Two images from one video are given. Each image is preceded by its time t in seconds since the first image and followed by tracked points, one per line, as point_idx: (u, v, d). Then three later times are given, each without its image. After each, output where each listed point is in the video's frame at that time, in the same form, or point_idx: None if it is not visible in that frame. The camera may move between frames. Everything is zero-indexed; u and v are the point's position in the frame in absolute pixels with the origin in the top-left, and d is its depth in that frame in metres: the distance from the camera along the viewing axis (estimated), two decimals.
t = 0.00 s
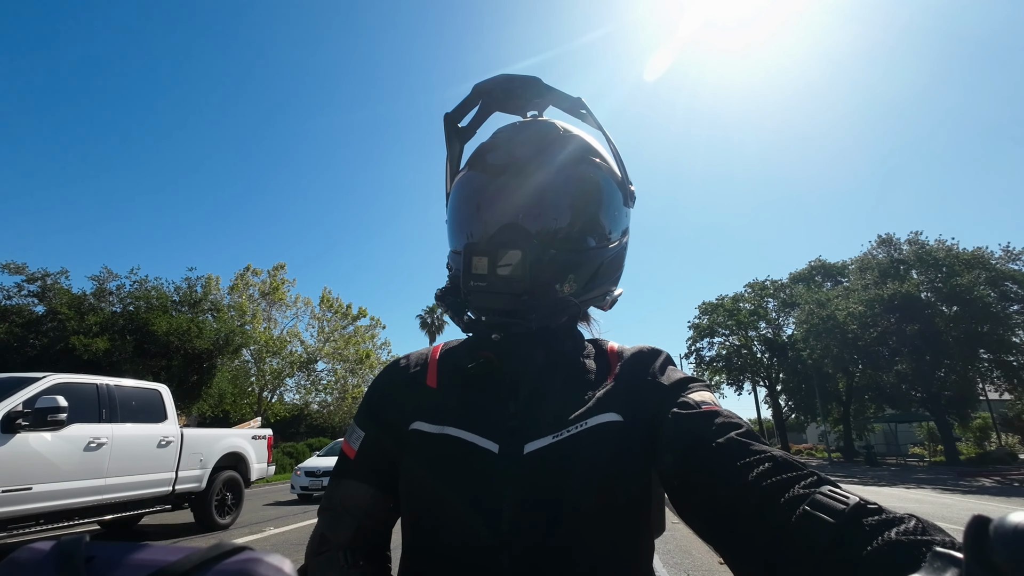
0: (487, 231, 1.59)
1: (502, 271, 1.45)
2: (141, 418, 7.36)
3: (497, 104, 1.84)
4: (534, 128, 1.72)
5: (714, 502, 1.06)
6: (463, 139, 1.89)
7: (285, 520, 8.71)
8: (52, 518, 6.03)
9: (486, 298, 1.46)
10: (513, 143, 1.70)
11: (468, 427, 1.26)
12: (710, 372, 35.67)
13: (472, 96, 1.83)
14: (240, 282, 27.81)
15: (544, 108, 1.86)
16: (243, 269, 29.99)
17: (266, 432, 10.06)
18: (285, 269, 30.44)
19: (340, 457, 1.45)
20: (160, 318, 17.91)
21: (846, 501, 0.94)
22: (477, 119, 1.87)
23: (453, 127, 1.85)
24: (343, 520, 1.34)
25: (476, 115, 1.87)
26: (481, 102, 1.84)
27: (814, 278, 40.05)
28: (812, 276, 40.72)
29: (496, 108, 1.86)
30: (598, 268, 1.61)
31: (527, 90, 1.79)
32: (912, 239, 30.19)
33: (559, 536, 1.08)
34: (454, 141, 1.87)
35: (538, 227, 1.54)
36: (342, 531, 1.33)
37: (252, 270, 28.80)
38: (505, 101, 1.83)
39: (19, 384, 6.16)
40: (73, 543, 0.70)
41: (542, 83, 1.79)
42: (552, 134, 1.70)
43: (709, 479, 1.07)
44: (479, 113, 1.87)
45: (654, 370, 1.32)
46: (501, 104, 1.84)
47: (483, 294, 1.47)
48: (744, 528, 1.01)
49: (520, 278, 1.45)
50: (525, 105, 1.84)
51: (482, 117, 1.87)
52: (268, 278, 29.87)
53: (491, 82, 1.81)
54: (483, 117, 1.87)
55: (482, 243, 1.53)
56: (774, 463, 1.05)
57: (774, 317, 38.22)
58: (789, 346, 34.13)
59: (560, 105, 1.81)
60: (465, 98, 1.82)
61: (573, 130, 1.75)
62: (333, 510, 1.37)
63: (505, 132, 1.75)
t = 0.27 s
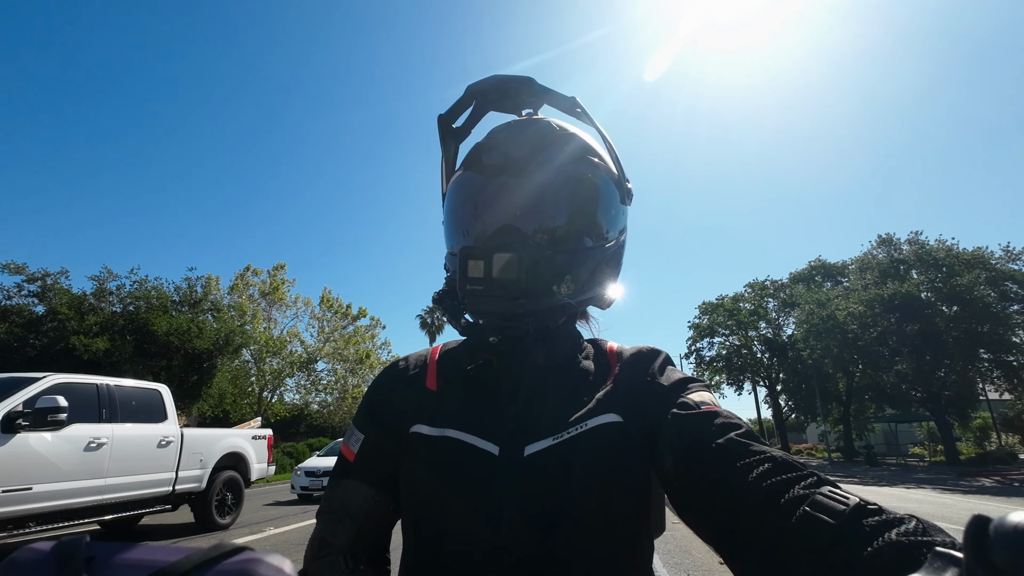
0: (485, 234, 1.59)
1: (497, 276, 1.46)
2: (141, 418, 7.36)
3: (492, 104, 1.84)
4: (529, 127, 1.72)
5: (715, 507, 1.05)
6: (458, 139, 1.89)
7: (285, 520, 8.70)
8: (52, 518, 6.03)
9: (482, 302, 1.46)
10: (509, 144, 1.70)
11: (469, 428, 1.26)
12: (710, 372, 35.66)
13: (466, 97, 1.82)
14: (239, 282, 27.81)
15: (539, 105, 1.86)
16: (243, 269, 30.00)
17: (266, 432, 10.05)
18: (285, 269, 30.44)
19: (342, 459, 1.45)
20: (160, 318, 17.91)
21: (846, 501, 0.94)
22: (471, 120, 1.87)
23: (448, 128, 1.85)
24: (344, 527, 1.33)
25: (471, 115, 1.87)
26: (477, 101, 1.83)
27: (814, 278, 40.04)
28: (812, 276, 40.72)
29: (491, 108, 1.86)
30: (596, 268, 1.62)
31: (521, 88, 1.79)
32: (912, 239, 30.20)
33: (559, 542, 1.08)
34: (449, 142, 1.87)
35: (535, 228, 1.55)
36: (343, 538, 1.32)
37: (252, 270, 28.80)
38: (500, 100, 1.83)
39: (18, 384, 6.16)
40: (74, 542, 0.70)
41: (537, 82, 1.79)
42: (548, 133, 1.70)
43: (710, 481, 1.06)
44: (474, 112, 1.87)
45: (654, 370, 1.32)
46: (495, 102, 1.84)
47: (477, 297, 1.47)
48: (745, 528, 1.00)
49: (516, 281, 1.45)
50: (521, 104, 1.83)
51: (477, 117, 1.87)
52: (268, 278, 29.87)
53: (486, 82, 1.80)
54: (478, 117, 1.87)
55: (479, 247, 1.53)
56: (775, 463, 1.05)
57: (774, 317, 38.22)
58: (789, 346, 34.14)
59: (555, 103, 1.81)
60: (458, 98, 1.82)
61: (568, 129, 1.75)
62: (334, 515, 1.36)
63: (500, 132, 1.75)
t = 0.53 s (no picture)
0: (484, 234, 1.58)
1: (498, 276, 1.45)
2: (140, 418, 7.36)
3: (490, 102, 1.84)
4: (528, 126, 1.71)
5: (712, 505, 1.06)
6: (456, 137, 1.89)
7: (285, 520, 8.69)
8: (53, 518, 6.03)
9: (482, 302, 1.45)
10: (508, 142, 1.69)
11: (468, 429, 1.26)
12: (710, 372, 35.67)
13: (465, 96, 1.83)
14: (240, 283, 27.82)
15: (537, 105, 1.86)
16: (243, 269, 30.01)
17: (266, 432, 10.05)
18: (285, 269, 30.45)
19: (340, 461, 1.44)
20: (160, 318, 17.92)
21: (846, 500, 0.94)
22: (470, 119, 1.87)
23: (446, 126, 1.85)
24: (343, 528, 1.33)
25: (469, 114, 1.87)
26: (475, 100, 1.83)
27: (814, 278, 40.05)
28: (812, 276, 40.72)
29: (490, 106, 1.86)
30: (595, 267, 1.62)
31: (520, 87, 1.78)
32: (912, 239, 30.21)
33: (559, 542, 1.08)
34: (446, 140, 1.87)
35: (535, 226, 1.55)
36: (341, 539, 1.32)
37: (252, 270, 28.81)
38: (498, 100, 1.83)
39: (18, 384, 6.16)
40: (73, 543, 0.70)
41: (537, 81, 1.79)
42: (548, 132, 1.70)
43: (710, 481, 1.06)
44: (472, 112, 1.87)
45: (653, 369, 1.32)
46: (494, 101, 1.84)
47: (478, 296, 1.46)
48: (743, 527, 1.01)
49: (517, 281, 1.44)
50: (520, 103, 1.83)
51: (475, 116, 1.87)
52: (268, 278, 29.88)
53: (485, 81, 1.80)
54: (477, 115, 1.87)
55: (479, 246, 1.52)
56: (774, 462, 1.05)
57: (774, 317, 38.23)
58: (789, 346, 34.15)
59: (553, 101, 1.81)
60: (458, 97, 1.82)
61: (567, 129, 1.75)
62: (333, 517, 1.36)
63: (499, 130, 1.75)
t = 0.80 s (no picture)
0: (496, 230, 1.57)
1: (513, 271, 1.45)
2: (140, 418, 7.36)
3: (499, 100, 1.84)
4: (539, 126, 1.72)
5: (714, 503, 1.06)
6: (463, 134, 1.88)
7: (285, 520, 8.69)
8: (53, 518, 6.03)
9: (496, 297, 1.44)
10: (519, 140, 1.69)
11: (469, 429, 1.26)
12: (709, 372, 35.67)
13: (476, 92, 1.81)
14: (239, 283, 27.81)
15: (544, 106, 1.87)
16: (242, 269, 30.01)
17: (266, 432, 10.05)
18: (284, 269, 30.45)
19: (340, 461, 1.44)
20: (160, 318, 17.92)
21: (846, 498, 0.94)
22: (478, 116, 1.86)
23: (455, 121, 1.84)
24: (343, 528, 1.32)
25: (478, 111, 1.86)
26: (485, 98, 1.83)
27: (814, 278, 40.05)
28: (812, 276, 40.72)
29: (499, 105, 1.86)
30: (601, 269, 1.63)
31: (531, 86, 1.79)
32: (912, 239, 30.21)
33: (559, 540, 1.08)
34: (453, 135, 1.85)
35: (548, 223, 1.55)
36: (342, 539, 1.32)
37: (252, 270, 28.80)
38: (507, 99, 1.83)
39: (18, 384, 6.16)
40: (74, 542, 0.70)
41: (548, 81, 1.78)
42: (559, 133, 1.71)
43: (711, 478, 1.06)
44: (481, 110, 1.86)
45: (653, 369, 1.32)
46: (504, 100, 1.84)
47: (491, 293, 1.45)
48: (744, 525, 1.01)
49: (532, 278, 1.45)
50: (529, 103, 1.84)
51: (483, 113, 1.87)
52: (268, 278, 29.87)
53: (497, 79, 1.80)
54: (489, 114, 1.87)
55: (494, 241, 1.51)
56: (775, 460, 1.05)
57: (774, 317, 38.22)
58: (789, 346, 34.13)
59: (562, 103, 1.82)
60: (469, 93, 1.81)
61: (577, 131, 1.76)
62: (334, 518, 1.35)
63: (509, 128, 1.75)
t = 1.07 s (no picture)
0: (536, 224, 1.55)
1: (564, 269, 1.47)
2: (140, 418, 7.36)
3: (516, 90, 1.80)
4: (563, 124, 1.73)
5: (711, 501, 1.06)
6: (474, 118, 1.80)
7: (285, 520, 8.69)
8: (52, 518, 6.03)
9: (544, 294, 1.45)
10: (548, 135, 1.69)
11: (467, 429, 1.26)
12: (709, 372, 35.68)
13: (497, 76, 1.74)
14: (239, 283, 27.82)
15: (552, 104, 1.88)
16: (243, 269, 30.02)
17: (266, 432, 10.05)
18: (284, 269, 30.46)
19: (336, 461, 1.44)
20: (160, 318, 17.92)
21: (843, 495, 0.94)
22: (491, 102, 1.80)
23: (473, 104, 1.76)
24: (341, 529, 1.33)
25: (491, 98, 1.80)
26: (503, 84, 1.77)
27: (814, 278, 40.06)
28: (812, 276, 40.73)
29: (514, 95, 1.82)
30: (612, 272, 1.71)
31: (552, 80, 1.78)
32: (912, 239, 30.22)
33: (557, 538, 1.08)
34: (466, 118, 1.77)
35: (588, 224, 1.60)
36: (341, 541, 1.32)
37: (252, 270, 28.81)
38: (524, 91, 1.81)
39: (18, 384, 6.16)
40: (71, 542, 0.70)
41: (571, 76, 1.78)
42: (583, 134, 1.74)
43: (709, 477, 1.06)
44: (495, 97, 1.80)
45: (651, 368, 1.32)
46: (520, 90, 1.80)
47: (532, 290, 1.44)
48: (742, 525, 1.00)
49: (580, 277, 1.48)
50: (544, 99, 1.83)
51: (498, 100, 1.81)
52: (268, 278, 29.87)
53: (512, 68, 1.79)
54: (503, 104, 1.86)
55: (541, 238, 1.50)
56: (771, 458, 1.05)
57: (774, 317, 38.23)
58: (789, 346, 34.16)
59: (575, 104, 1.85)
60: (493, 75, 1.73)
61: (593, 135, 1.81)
62: (330, 519, 1.35)
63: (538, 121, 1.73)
